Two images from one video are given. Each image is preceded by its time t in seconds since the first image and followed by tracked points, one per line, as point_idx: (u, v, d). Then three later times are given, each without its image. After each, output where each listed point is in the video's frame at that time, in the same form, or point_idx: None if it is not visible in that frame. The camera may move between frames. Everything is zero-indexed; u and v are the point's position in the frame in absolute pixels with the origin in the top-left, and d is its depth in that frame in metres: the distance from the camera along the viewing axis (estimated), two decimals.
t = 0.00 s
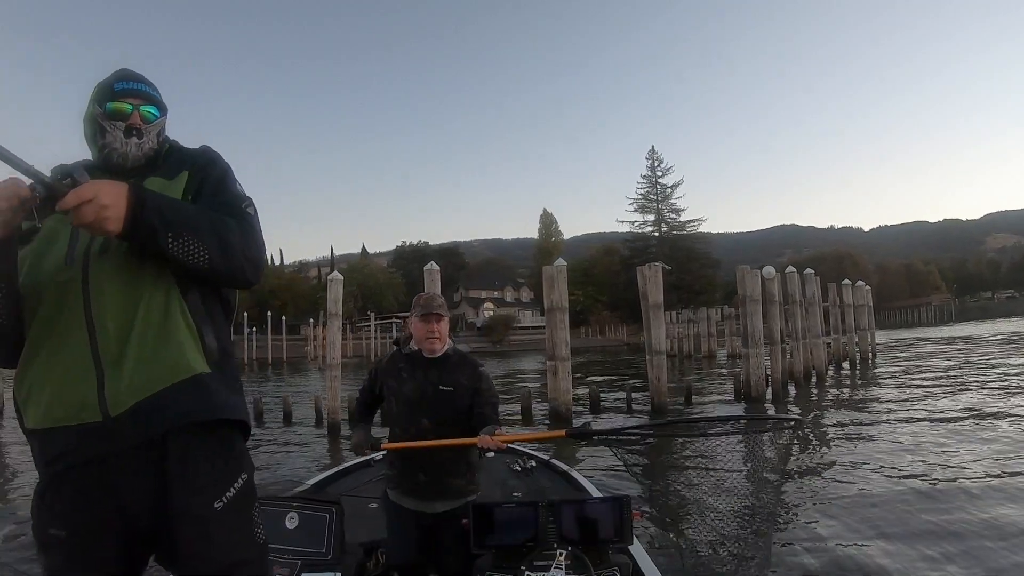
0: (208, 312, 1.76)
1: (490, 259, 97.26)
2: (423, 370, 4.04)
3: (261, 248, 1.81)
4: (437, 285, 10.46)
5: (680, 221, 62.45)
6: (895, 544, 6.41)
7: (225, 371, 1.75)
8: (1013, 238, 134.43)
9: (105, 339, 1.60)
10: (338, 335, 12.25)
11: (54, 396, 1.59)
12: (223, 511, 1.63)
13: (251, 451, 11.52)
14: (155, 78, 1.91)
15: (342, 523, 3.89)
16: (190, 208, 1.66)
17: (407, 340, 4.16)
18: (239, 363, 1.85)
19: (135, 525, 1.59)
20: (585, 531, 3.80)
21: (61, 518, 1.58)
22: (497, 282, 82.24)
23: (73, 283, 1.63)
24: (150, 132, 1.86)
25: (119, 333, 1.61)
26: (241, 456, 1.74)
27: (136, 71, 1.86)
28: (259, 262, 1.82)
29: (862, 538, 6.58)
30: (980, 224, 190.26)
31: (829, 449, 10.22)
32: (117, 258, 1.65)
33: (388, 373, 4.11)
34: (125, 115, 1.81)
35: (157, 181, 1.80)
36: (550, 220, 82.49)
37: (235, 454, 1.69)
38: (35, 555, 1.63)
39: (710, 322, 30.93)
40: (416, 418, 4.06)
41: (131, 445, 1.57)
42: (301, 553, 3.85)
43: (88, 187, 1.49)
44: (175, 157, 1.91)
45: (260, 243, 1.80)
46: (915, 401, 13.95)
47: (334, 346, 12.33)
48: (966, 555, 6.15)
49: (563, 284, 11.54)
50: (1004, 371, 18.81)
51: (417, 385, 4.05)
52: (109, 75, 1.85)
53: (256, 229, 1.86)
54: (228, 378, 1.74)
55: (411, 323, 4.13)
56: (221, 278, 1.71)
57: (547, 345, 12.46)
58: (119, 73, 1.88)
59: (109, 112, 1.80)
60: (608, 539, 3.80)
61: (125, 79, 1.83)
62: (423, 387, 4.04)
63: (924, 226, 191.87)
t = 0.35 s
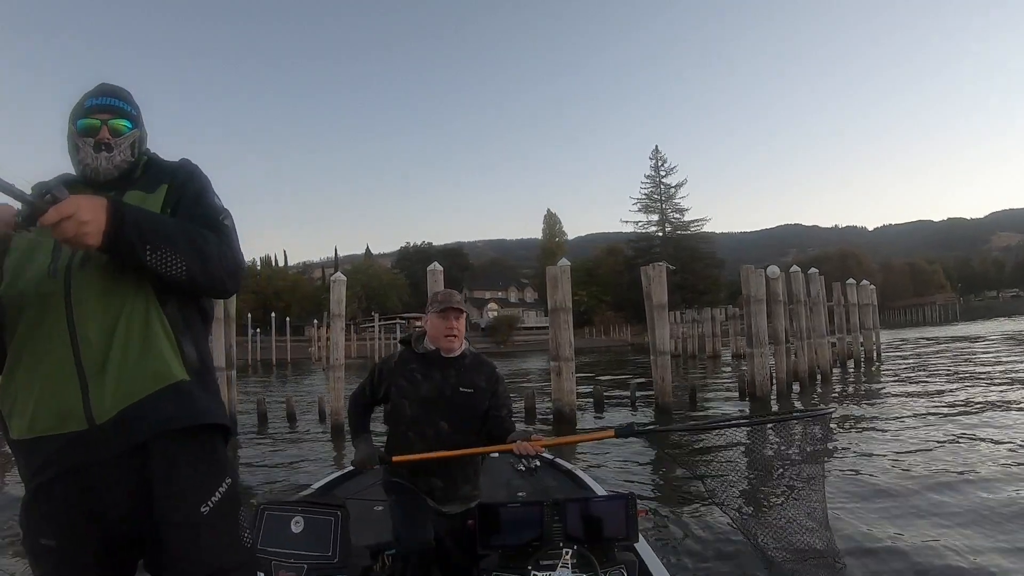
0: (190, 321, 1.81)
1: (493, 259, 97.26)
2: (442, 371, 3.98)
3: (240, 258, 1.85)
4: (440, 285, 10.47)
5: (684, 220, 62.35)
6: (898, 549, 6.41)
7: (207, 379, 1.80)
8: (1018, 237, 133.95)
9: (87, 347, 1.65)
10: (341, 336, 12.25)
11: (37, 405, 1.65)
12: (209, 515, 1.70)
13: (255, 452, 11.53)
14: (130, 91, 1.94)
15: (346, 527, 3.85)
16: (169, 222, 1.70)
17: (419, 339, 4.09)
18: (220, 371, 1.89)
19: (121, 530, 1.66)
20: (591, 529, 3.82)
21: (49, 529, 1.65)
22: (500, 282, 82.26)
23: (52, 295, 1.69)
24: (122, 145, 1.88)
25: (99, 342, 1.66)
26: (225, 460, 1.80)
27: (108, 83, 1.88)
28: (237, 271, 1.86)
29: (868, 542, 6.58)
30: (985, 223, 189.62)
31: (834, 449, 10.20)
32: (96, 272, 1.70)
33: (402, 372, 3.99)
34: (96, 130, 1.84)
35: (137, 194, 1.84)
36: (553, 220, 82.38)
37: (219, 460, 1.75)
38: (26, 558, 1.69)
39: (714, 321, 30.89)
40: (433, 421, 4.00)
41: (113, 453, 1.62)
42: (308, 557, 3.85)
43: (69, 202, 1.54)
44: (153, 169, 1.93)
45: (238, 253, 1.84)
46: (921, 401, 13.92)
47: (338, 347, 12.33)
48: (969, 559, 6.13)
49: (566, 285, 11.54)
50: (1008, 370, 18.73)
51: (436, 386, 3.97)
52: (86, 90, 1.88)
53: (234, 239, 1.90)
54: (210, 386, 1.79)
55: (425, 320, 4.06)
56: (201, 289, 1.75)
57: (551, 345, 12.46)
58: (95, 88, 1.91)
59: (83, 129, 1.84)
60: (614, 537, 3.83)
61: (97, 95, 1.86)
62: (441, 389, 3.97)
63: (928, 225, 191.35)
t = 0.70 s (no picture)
0: (179, 324, 1.82)
1: (497, 258, 97.22)
2: (440, 372, 3.94)
3: (224, 260, 1.86)
4: (443, 285, 10.45)
5: (688, 222, 62.23)
6: (900, 556, 6.37)
7: (196, 379, 1.80)
8: None
9: (73, 355, 1.70)
10: (343, 335, 12.24)
11: (31, 412, 1.72)
12: (196, 517, 1.70)
13: (257, 451, 11.50)
14: (116, 96, 1.98)
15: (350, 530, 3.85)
16: (147, 228, 1.71)
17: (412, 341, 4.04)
18: (212, 372, 1.90)
19: (112, 533, 1.69)
20: (593, 528, 3.81)
21: (44, 530, 1.70)
22: (504, 283, 82.20)
23: (42, 308, 1.74)
24: (106, 149, 1.92)
25: (86, 349, 1.70)
26: (216, 461, 1.80)
27: (93, 91, 1.93)
28: (221, 272, 1.86)
29: (872, 546, 6.54)
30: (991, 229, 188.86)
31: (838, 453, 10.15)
32: (81, 280, 1.73)
33: (397, 376, 3.92)
34: (80, 138, 1.89)
35: (122, 199, 1.87)
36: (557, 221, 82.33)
37: (205, 462, 1.76)
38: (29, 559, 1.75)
39: (718, 324, 30.79)
40: (433, 426, 3.92)
41: (97, 457, 1.65)
42: (311, 560, 3.84)
43: (38, 227, 1.56)
44: (141, 171, 1.97)
45: (221, 253, 1.85)
46: (925, 406, 13.85)
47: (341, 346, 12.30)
48: (971, 566, 6.09)
49: (570, 286, 11.52)
50: (1014, 376, 18.63)
51: (436, 390, 3.90)
52: (75, 99, 1.94)
53: (220, 240, 1.90)
54: (198, 387, 1.80)
55: (421, 321, 3.99)
56: (185, 293, 1.77)
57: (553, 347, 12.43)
58: (83, 96, 1.96)
59: (69, 137, 1.89)
60: (618, 536, 3.82)
61: (82, 104, 1.91)
62: (441, 392, 3.90)
63: (934, 230, 190.71)
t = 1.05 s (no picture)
0: (163, 316, 1.83)
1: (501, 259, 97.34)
2: (442, 376, 3.92)
3: (207, 252, 1.87)
4: (444, 284, 10.46)
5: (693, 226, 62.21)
6: (898, 562, 6.35)
7: (180, 371, 1.82)
8: None
9: (57, 346, 1.72)
10: (344, 333, 12.26)
11: (15, 403, 1.74)
12: (178, 506, 1.71)
13: (257, 447, 11.52)
14: (108, 95, 1.98)
15: (345, 526, 3.86)
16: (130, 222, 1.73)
17: (416, 343, 3.99)
18: (196, 365, 1.91)
19: (96, 519, 1.72)
20: (590, 529, 3.79)
21: (30, 517, 1.73)
22: (508, 283, 82.23)
23: (26, 302, 1.76)
24: (96, 147, 1.93)
25: (68, 340, 1.72)
26: (198, 453, 1.82)
27: (85, 89, 1.94)
28: (206, 268, 1.87)
29: (870, 552, 6.52)
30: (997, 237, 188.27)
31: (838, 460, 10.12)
32: (65, 274, 1.75)
33: (398, 376, 3.90)
34: (70, 136, 1.90)
35: (110, 193, 1.88)
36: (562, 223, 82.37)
37: (186, 453, 1.76)
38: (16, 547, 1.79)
39: (721, 329, 30.76)
40: (432, 428, 3.93)
41: (78, 444, 1.68)
42: (306, 556, 3.83)
43: (17, 237, 1.58)
44: (131, 168, 1.97)
45: (206, 246, 1.86)
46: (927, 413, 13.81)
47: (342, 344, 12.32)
48: (967, 572, 6.07)
49: (572, 287, 11.51)
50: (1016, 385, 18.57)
51: (436, 393, 3.89)
52: (68, 96, 1.95)
53: (206, 234, 1.91)
54: (180, 379, 1.81)
55: (432, 325, 3.97)
56: (167, 286, 1.78)
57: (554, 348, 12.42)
58: (76, 94, 1.97)
59: (60, 136, 1.91)
60: (614, 538, 3.80)
61: (73, 103, 1.92)
62: (442, 397, 3.89)
63: (940, 238, 190.16)
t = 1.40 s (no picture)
0: (153, 309, 1.85)
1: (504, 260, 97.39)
2: (435, 371, 3.93)
3: (197, 247, 1.89)
4: (444, 284, 10.47)
5: (696, 226, 62.13)
6: (898, 560, 6.33)
7: (168, 363, 1.84)
8: None
9: (46, 336, 1.74)
10: (344, 332, 12.29)
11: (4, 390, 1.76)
12: (163, 498, 1.73)
13: (258, 448, 11.55)
14: (107, 91, 2.00)
15: (342, 523, 3.88)
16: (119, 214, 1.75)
17: (409, 340, 4.03)
18: (186, 359, 1.93)
19: (80, 507, 1.74)
20: (586, 532, 3.80)
21: (15, 506, 1.75)
22: (511, 284, 82.30)
23: (15, 290, 1.78)
24: (94, 141, 1.94)
25: (55, 328, 1.74)
26: (185, 446, 1.84)
27: (85, 84, 1.95)
28: (197, 262, 1.89)
29: (870, 552, 6.51)
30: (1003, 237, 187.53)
31: (840, 461, 10.09)
32: (54, 265, 1.77)
33: (393, 372, 3.93)
34: (68, 129, 1.92)
35: (103, 186, 1.90)
36: (565, 224, 82.36)
37: (173, 446, 1.78)
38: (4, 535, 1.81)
39: (723, 330, 30.71)
40: (425, 423, 3.92)
41: (64, 432, 1.70)
42: (302, 553, 3.85)
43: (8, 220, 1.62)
44: (127, 161, 1.98)
45: (194, 241, 1.87)
46: (929, 414, 13.76)
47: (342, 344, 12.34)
48: (967, 572, 6.06)
49: (572, 287, 11.51)
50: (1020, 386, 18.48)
51: (430, 388, 3.90)
52: (68, 90, 1.96)
53: (198, 228, 1.93)
54: (169, 370, 1.83)
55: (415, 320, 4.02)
56: (155, 278, 1.80)
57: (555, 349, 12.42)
58: (78, 86, 1.98)
59: (58, 128, 1.93)
60: (609, 541, 3.81)
61: (73, 95, 1.94)
62: (436, 391, 3.89)
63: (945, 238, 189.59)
